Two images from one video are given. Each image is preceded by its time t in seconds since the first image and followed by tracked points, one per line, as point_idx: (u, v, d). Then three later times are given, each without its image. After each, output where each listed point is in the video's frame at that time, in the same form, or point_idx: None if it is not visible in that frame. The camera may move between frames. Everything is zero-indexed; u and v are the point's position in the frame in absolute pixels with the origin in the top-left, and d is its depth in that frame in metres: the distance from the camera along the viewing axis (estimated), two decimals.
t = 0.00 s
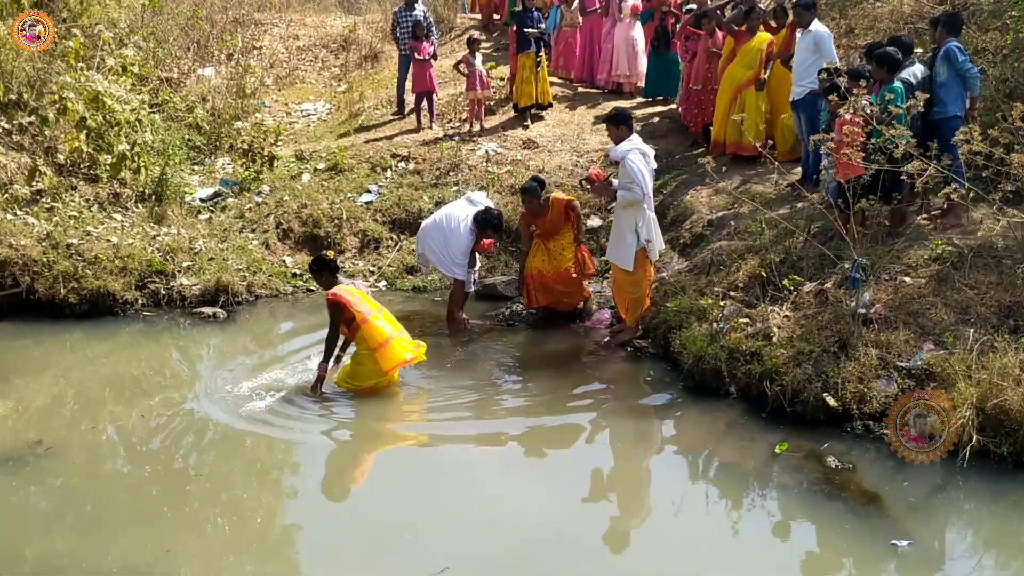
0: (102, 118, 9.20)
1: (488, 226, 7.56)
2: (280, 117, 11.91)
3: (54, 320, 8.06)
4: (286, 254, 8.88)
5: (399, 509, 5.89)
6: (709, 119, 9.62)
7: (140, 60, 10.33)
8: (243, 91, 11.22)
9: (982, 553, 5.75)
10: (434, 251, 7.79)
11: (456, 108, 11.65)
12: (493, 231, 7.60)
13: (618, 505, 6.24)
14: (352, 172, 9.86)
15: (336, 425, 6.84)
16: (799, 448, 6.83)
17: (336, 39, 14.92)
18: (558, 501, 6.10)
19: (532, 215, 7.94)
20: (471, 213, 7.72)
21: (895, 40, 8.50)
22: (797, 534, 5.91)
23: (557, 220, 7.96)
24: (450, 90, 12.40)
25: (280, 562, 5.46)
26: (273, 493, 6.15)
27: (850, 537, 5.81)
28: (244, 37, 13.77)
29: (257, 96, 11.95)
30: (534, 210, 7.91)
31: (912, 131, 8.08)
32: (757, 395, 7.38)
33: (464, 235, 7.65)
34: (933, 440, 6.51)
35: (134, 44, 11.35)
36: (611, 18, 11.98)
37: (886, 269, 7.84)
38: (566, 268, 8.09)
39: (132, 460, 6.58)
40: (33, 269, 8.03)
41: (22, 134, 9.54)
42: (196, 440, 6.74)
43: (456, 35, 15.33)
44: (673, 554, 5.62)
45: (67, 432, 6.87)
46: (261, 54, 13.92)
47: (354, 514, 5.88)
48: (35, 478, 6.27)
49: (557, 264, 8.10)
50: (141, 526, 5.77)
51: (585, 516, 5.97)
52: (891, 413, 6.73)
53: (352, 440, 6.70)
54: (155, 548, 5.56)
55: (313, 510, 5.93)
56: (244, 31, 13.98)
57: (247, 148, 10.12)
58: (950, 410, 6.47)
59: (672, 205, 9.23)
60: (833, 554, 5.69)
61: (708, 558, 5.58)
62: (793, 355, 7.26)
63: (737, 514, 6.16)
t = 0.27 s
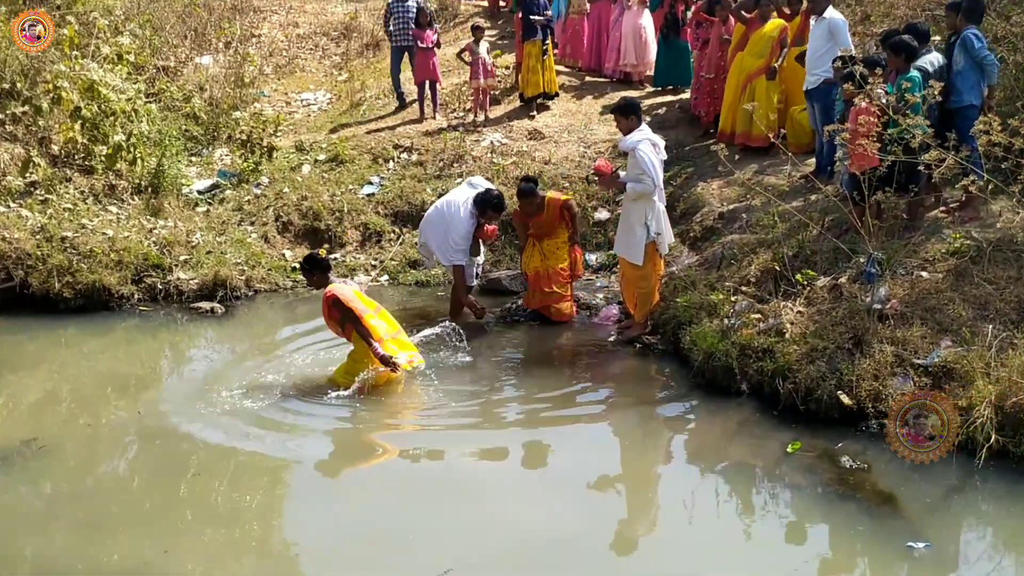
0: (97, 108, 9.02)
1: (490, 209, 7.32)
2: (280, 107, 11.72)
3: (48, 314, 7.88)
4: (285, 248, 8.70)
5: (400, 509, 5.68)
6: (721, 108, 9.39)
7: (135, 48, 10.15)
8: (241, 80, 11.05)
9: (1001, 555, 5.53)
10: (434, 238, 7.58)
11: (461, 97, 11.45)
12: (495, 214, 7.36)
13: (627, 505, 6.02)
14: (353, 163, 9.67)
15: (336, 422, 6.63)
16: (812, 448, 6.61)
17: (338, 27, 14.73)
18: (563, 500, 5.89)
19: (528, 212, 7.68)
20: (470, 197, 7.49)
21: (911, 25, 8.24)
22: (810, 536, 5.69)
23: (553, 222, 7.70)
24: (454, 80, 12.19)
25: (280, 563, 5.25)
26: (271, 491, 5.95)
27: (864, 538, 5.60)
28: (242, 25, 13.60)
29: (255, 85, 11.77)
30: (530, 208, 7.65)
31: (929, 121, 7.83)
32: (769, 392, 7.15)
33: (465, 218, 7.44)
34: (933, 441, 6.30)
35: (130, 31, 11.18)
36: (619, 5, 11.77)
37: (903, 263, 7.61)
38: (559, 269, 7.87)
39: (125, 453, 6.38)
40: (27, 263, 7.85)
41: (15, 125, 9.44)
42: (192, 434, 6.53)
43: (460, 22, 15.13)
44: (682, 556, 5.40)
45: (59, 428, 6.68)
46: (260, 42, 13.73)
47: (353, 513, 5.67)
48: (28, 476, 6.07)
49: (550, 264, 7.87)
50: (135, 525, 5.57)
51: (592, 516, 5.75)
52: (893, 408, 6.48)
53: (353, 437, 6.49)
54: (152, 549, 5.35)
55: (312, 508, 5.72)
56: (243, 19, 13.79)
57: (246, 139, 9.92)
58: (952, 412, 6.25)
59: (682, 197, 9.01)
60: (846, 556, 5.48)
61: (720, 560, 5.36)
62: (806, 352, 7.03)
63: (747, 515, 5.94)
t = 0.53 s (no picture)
0: (84, 98, 8.74)
1: (489, 169, 7.00)
2: (274, 96, 11.43)
3: (34, 312, 7.56)
4: (279, 243, 8.42)
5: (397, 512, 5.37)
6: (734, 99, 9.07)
7: (124, 36, 9.88)
8: (234, 68, 10.80)
9: None
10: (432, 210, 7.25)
11: (462, 86, 11.15)
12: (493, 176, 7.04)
13: (636, 510, 5.69)
14: (350, 155, 9.39)
15: (331, 418, 6.31)
16: (827, 452, 6.29)
17: (334, 13, 14.44)
18: (569, 502, 5.57)
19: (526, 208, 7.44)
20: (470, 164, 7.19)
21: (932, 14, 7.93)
22: (826, 544, 5.37)
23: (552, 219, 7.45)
24: (455, 68, 11.89)
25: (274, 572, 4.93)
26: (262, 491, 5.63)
27: (881, 547, 5.28)
28: (235, 11, 13.31)
29: (249, 75, 11.50)
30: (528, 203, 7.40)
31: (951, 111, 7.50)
32: (783, 393, 6.83)
33: (461, 182, 7.14)
34: (932, 439, 6.07)
35: (119, 18, 10.90)
36: None
37: (922, 260, 7.29)
38: (558, 270, 7.61)
39: (109, 451, 6.07)
40: (11, 259, 7.56)
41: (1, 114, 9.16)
42: (181, 432, 6.22)
43: (460, 8, 14.83)
44: (693, 565, 5.08)
45: (40, 425, 6.37)
46: (254, 28, 13.45)
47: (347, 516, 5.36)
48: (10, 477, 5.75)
49: (549, 264, 7.61)
50: (117, 529, 5.26)
51: (599, 520, 5.43)
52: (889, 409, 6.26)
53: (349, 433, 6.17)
54: (139, 557, 5.03)
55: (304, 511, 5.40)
56: (236, 6, 13.51)
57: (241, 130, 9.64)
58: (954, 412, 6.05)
59: (692, 190, 8.69)
60: (864, 566, 5.16)
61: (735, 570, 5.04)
62: (821, 351, 6.71)
63: (760, 521, 5.63)
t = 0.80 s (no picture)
0: (70, 91, 8.42)
1: (489, 137, 6.73)
2: (268, 89, 11.18)
3: (18, 312, 7.30)
4: (273, 241, 8.17)
5: (393, 516, 5.09)
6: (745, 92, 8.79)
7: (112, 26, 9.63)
8: (226, 60, 10.58)
9: None
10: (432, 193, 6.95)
11: (462, 79, 10.89)
12: (494, 144, 6.77)
13: (644, 517, 5.42)
14: (346, 150, 9.12)
15: (326, 417, 6.03)
16: (840, 457, 6.00)
17: (331, 3, 14.20)
18: (573, 505, 5.29)
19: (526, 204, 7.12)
20: (466, 139, 6.92)
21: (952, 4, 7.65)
22: (840, 553, 5.09)
23: (552, 218, 7.11)
24: (455, 60, 11.64)
25: None
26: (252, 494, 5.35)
27: (898, 557, 5.00)
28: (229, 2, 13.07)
29: (241, 66, 11.25)
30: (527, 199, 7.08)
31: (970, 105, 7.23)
32: (795, 397, 6.55)
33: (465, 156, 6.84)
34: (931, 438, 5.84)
35: (108, 9, 10.66)
36: None
37: (939, 259, 7.00)
38: (560, 272, 7.27)
39: (90, 451, 5.79)
40: None
41: None
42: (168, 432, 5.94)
43: None
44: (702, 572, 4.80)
45: (20, 425, 6.10)
46: (248, 19, 13.20)
47: (340, 520, 5.08)
48: None
49: (550, 265, 7.28)
50: (99, 533, 4.98)
51: (605, 525, 5.15)
52: (889, 410, 6.02)
53: (344, 433, 5.89)
54: (127, 567, 4.72)
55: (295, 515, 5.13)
56: None
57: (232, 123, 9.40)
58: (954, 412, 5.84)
59: (701, 187, 8.42)
60: None
61: None
62: (835, 354, 6.43)
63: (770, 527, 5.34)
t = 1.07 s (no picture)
0: (49, 80, 8.17)
1: (487, 117, 6.45)
2: (257, 81, 10.87)
3: None
4: (261, 238, 7.87)
5: (385, 533, 4.75)
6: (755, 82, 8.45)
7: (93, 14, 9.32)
8: (211, 48, 10.29)
9: None
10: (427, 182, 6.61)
11: (459, 69, 10.56)
12: (492, 125, 6.49)
13: (650, 525, 5.07)
14: (337, 143, 8.82)
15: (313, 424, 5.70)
16: (853, 464, 5.65)
17: None
18: (576, 519, 4.94)
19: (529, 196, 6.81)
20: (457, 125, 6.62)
21: None
22: (855, 567, 4.76)
23: (556, 211, 6.80)
24: (451, 49, 11.33)
25: None
26: (233, 507, 5.02)
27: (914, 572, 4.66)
28: None
29: (226, 56, 10.94)
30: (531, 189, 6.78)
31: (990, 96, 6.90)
32: (807, 402, 6.22)
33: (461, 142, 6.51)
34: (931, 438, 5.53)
35: None
36: None
37: (958, 257, 6.66)
38: (560, 271, 6.94)
39: (63, 451, 5.46)
40: None
41: None
42: (147, 433, 5.61)
43: None
44: None
45: None
46: (236, 7, 12.89)
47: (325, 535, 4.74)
48: None
49: (549, 264, 6.95)
50: (72, 552, 4.62)
51: (610, 538, 4.81)
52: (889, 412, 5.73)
53: (332, 439, 5.55)
54: None
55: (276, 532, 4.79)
56: None
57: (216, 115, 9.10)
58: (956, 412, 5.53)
59: (709, 182, 8.08)
60: None
61: None
62: (849, 357, 6.08)
63: (781, 538, 5.01)
